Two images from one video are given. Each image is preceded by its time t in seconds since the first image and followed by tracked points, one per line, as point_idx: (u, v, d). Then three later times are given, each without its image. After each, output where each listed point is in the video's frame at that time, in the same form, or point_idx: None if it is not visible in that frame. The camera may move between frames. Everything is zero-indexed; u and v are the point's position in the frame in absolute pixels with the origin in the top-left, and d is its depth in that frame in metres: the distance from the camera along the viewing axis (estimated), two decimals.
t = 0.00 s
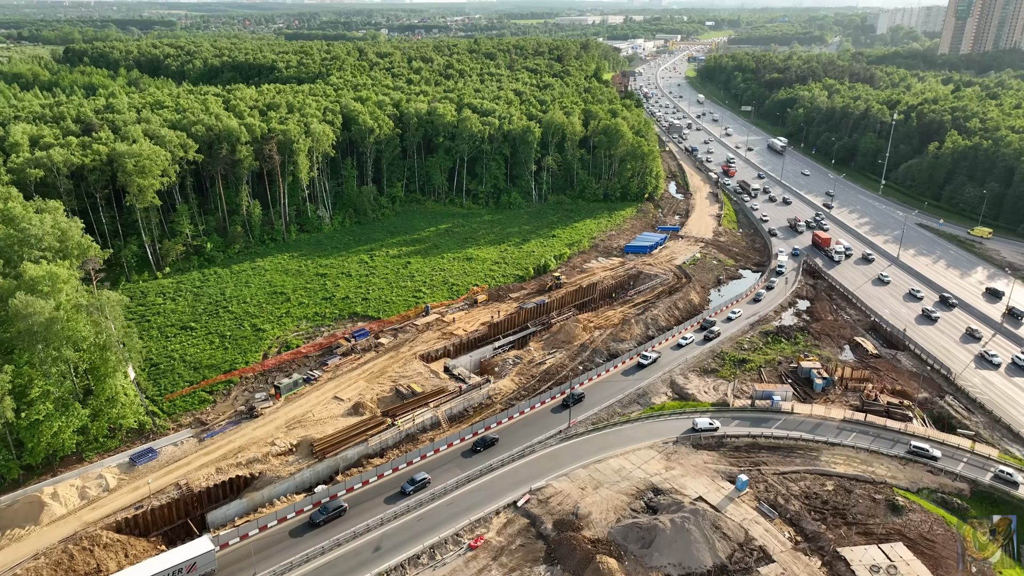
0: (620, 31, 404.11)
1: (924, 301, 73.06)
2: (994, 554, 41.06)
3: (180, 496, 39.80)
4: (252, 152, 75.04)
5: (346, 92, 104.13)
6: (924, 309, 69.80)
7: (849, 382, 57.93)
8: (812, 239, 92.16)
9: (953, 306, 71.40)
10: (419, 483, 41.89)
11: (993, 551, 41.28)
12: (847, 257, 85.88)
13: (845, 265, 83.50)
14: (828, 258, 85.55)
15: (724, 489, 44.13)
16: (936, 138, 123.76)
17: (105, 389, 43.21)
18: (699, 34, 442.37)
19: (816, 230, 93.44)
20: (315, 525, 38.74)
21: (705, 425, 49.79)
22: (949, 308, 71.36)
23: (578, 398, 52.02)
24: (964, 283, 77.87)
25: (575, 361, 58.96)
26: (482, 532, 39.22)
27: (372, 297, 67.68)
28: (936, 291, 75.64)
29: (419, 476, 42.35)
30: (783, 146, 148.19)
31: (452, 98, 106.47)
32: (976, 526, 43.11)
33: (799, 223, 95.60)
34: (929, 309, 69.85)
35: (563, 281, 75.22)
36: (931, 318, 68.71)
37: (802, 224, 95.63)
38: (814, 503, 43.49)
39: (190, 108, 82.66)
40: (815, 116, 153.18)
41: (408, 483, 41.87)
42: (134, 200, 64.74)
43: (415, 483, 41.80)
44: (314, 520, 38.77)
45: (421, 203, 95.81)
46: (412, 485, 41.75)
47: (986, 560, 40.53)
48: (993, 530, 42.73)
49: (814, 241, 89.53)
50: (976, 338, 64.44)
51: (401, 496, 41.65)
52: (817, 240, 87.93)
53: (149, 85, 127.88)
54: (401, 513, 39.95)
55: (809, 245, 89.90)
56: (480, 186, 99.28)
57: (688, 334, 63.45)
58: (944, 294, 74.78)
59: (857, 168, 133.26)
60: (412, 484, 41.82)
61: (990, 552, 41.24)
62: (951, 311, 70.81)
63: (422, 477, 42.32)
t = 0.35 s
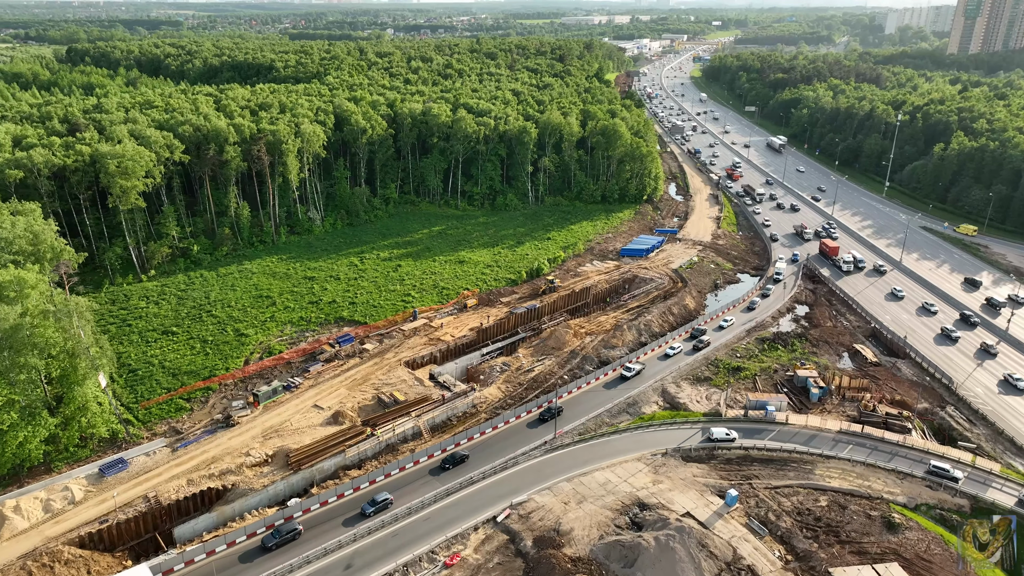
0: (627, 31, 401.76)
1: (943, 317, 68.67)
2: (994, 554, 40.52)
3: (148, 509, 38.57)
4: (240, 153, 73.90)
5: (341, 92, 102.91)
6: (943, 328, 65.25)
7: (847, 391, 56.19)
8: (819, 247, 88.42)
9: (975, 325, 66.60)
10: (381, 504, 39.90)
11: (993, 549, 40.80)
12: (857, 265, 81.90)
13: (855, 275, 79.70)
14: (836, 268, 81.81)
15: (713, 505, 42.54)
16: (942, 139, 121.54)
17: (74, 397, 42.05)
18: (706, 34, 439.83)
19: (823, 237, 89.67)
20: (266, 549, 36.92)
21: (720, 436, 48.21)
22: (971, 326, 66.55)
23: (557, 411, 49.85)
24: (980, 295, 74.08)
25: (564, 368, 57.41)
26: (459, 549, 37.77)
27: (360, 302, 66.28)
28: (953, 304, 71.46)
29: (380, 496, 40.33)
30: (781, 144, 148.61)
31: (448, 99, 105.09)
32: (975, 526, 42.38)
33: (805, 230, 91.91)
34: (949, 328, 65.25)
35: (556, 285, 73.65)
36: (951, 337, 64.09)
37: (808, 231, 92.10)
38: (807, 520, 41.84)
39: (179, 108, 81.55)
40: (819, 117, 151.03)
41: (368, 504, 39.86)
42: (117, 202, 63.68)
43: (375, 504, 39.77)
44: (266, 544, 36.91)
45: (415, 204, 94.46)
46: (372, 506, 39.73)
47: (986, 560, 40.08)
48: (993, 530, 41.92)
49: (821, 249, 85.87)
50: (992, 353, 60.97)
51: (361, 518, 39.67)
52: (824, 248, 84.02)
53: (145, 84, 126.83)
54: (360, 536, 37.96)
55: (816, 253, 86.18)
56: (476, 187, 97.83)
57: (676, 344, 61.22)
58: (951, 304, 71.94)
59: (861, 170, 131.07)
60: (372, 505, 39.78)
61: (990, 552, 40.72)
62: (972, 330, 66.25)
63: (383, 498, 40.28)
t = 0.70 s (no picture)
0: (632, 31, 399.54)
1: (960, 335, 64.49)
2: (994, 554, 40.19)
3: (112, 524, 37.32)
4: (227, 153, 72.68)
5: (335, 92, 101.60)
6: (963, 349, 60.74)
7: (844, 401, 54.47)
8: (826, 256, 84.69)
9: (998, 346, 61.90)
10: (335, 528, 37.76)
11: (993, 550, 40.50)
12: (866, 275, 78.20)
13: (863, 287, 75.86)
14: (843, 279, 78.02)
15: (700, 521, 40.96)
16: (947, 140, 119.38)
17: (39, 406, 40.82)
18: (711, 34, 437.23)
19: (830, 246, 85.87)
20: None
21: (737, 448, 46.70)
22: (993, 348, 61.89)
23: (531, 426, 47.95)
24: (991, 307, 70.83)
25: (551, 376, 55.87)
26: (432, 568, 36.30)
27: (346, 306, 64.90)
28: (967, 318, 67.87)
29: (336, 520, 38.19)
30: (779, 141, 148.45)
31: (444, 99, 103.74)
32: (975, 525, 41.75)
33: (810, 237, 88.29)
34: (969, 349, 60.77)
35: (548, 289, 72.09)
36: (971, 359, 59.70)
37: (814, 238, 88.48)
38: (797, 538, 40.22)
39: (167, 108, 80.38)
40: (823, 117, 148.95)
41: (322, 528, 37.74)
42: (98, 204, 62.60)
43: (330, 529, 37.65)
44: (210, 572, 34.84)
45: (408, 205, 93.14)
46: (326, 531, 37.60)
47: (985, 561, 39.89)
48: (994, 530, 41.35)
49: (828, 258, 82.30)
50: (1007, 371, 57.50)
51: (314, 543, 37.53)
52: (831, 258, 80.38)
53: (139, 83, 125.68)
54: (309, 564, 35.77)
55: (822, 263, 82.56)
56: (470, 188, 96.37)
57: (661, 354, 59.09)
58: (956, 313, 69.38)
59: (865, 171, 128.91)
60: (326, 529, 37.66)
61: (990, 552, 40.43)
62: (994, 351, 61.61)
63: (338, 522, 38.13)
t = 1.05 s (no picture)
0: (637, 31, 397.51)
1: (980, 356, 60.13)
2: (994, 554, 39.36)
3: (72, 540, 36.01)
4: (212, 155, 71.45)
5: (328, 92, 100.35)
6: (982, 372, 56.52)
7: (840, 412, 52.77)
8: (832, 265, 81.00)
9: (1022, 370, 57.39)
10: (285, 554, 35.64)
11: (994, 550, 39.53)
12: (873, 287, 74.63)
13: (871, 300, 72.06)
14: (851, 291, 74.18)
15: (685, 540, 39.38)
16: (951, 141, 117.24)
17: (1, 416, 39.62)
18: (717, 34, 434.79)
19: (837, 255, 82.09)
20: None
21: (756, 464, 44.99)
22: (1017, 371, 57.36)
23: (502, 442, 45.79)
24: (998, 314, 68.58)
25: (538, 385, 54.29)
26: None
27: (330, 311, 63.46)
28: (968, 325, 66.06)
29: (286, 547, 36.06)
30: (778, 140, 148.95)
31: (438, 99, 102.35)
32: (975, 526, 40.69)
33: (815, 246, 84.58)
34: (990, 372, 56.53)
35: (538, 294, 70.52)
36: (993, 384, 55.40)
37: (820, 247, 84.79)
38: (786, 558, 38.62)
39: (154, 108, 79.25)
40: (825, 118, 146.94)
41: (271, 554, 35.73)
42: (78, 206, 61.48)
43: (279, 555, 35.56)
44: None
45: (401, 207, 91.81)
46: (275, 557, 35.54)
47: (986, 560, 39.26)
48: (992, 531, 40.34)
49: (834, 269, 78.48)
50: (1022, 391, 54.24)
51: (263, 571, 35.48)
52: (838, 268, 76.87)
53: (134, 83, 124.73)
54: None
55: (829, 274, 78.79)
56: (463, 190, 94.92)
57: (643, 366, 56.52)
58: (958, 319, 67.53)
59: (868, 173, 126.81)
60: (276, 555, 35.62)
61: (990, 552, 39.48)
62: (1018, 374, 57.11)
63: (289, 548, 36.00)
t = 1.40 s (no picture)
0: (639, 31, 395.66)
1: (996, 379, 56.36)
2: (994, 553, 38.68)
3: (27, 558, 34.71)
4: (194, 156, 70.18)
5: (318, 92, 99.04)
6: (1000, 398, 52.72)
7: (833, 422, 51.18)
8: (835, 275, 77.63)
9: None
10: None
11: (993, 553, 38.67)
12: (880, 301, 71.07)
13: (879, 315, 68.22)
14: (856, 304, 70.57)
15: (666, 558, 37.95)
16: (953, 142, 115.29)
17: None
18: (720, 33, 432.73)
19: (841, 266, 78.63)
20: None
21: (773, 480, 43.09)
22: None
23: (468, 460, 43.68)
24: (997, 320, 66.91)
25: (521, 393, 52.77)
26: None
27: (312, 316, 62.09)
28: (965, 330, 64.57)
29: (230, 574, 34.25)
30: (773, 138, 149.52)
31: (430, 99, 100.99)
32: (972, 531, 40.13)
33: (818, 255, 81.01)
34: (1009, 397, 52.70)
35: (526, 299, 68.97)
36: (1012, 411, 51.54)
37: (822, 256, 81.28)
38: None
39: (137, 107, 78.01)
40: (826, 118, 145.05)
41: None
42: (54, 207, 60.29)
43: None
44: None
45: (391, 209, 90.44)
46: None
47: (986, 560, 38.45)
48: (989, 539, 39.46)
49: (837, 280, 74.95)
50: None
51: None
52: (842, 280, 73.39)
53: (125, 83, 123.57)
54: None
55: (832, 285, 75.25)
56: (454, 191, 93.44)
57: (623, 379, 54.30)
58: (956, 325, 65.91)
59: (868, 174, 124.93)
60: None
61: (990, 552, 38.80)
62: None
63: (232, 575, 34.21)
